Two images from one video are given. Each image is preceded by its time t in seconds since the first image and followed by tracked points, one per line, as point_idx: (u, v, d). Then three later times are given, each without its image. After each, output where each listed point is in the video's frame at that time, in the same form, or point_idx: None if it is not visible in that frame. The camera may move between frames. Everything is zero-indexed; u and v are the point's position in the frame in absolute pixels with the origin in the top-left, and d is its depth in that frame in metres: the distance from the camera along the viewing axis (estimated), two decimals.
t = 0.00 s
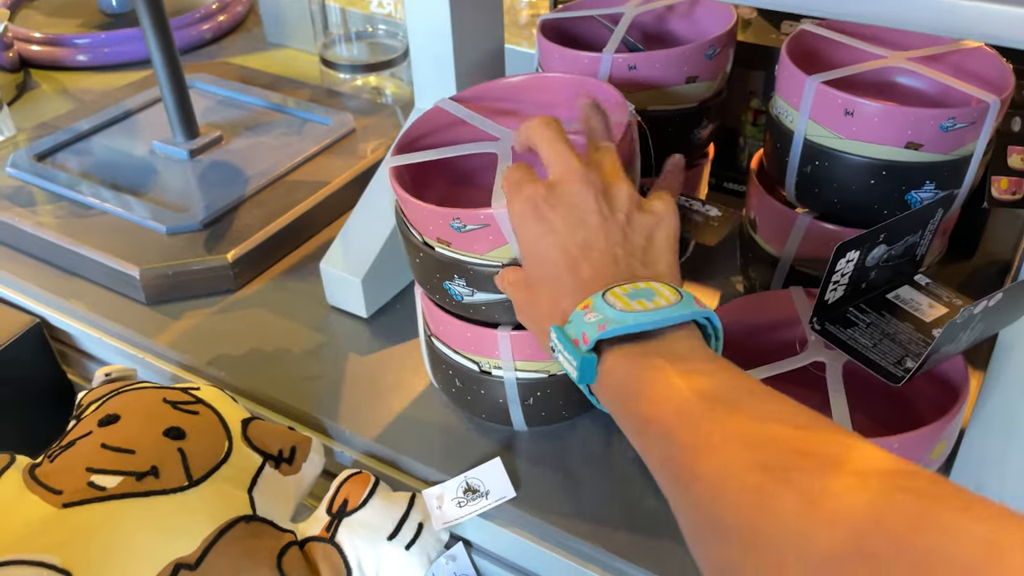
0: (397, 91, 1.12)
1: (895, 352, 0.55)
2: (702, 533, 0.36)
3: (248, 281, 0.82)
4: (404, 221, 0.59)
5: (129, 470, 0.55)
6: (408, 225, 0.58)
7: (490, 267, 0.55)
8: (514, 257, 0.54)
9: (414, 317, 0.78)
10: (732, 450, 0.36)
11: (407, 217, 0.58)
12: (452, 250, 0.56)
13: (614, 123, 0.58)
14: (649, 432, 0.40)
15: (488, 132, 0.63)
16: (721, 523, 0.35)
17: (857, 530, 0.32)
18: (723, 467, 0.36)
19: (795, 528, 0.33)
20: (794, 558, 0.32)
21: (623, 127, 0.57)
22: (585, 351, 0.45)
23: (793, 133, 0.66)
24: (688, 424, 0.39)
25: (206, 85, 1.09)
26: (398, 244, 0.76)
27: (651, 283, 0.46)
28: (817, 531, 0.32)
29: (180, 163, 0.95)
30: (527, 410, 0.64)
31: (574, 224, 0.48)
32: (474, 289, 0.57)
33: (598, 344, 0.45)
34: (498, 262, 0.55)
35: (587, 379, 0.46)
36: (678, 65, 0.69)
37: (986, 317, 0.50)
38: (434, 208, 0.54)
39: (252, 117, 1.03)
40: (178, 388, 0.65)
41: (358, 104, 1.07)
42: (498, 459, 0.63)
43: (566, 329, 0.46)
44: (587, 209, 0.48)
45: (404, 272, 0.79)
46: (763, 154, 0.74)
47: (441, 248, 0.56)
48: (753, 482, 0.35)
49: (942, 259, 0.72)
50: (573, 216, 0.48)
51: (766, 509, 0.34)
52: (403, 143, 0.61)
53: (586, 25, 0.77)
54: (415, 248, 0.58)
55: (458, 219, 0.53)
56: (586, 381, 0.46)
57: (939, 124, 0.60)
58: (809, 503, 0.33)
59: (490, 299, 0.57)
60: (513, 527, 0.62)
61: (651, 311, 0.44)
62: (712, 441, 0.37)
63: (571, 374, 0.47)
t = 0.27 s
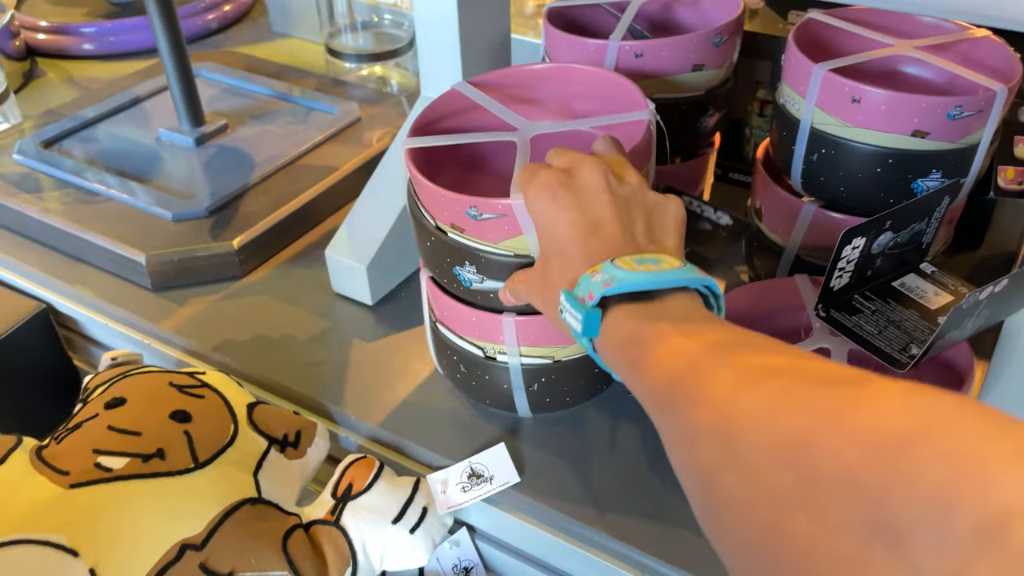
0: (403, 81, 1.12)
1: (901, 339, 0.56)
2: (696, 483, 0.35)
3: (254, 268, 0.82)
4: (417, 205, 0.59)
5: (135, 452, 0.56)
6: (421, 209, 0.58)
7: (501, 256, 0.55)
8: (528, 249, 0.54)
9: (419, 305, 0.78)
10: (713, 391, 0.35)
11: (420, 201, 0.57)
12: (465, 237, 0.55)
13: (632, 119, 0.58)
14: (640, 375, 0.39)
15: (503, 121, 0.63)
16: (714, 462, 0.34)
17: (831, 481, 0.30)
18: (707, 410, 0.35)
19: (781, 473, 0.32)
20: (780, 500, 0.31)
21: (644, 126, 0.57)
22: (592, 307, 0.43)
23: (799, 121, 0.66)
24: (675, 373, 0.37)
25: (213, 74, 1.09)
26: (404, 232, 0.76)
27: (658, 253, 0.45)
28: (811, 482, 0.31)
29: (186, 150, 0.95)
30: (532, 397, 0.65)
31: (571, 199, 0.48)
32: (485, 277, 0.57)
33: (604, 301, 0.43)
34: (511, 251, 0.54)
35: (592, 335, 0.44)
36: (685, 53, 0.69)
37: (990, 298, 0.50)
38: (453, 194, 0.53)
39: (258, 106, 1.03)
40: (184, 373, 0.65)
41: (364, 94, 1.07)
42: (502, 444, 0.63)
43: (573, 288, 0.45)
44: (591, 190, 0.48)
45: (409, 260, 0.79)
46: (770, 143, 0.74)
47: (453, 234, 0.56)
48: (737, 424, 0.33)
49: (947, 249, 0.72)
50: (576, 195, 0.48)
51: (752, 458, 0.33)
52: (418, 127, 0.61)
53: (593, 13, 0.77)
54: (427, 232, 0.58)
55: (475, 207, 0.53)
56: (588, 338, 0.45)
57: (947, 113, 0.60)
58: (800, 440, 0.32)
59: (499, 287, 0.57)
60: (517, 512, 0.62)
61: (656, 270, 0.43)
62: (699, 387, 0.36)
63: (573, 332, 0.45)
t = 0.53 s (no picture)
0: (410, 70, 1.12)
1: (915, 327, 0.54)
2: (784, 439, 0.33)
3: (259, 255, 0.82)
4: (438, 143, 0.56)
5: (139, 438, 0.55)
6: (441, 148, 0.55)
7: (515, 212, 0.52)
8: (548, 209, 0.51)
9: (425, 293, 0.77)
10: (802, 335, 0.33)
11: (442, 139, 0.55)
12: (484, 185, 0.53)
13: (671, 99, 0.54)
14: (714, 320, 0.37)
15: (539, 79, 0.61)
16: (810, 413, 0.32)
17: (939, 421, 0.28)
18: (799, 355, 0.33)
19: (886, 417, 0.29)
20: (887, 450, 0.29)
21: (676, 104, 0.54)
22: (662, 234, 0.40)
23: (811, 107, 0.65)
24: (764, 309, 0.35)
25: (219, 62, 1.09)
26: (411, 219, 0.76)
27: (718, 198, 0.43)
28: (923, 419, 0.28)
29: (191, 138, 0.94)
30: (539, 385, 0.64)
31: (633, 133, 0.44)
32: (496, 232, 0.54)
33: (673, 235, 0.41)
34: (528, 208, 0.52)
35: (650, 264, 0.41)
36: (696, 38, 0.68)
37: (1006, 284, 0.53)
38: (481, 135, 0.51)
39: (264, 94, 1.03)
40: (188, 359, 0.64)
41: (371, 82, 1.07)
42: (509, 433, 0.63)
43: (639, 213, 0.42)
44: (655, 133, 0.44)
45: (416, 248, 0.78)
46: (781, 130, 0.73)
47: (473, 181, 0.53)
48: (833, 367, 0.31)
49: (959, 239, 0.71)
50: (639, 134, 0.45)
51: (858, 403, 0.30)
52: (454, 63, 0.60)
53: None
54: (445, 174, 0.55)
55: (504, 154, 0.50)
56: (645, 266, 0.41)
57: (962, 98, 0.59)
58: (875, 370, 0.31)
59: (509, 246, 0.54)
60: (524, 501, 0.62)
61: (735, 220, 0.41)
62: (788, 330, 0.34)
63: (630, 258, 0.41)
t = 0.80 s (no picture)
0: (412, 65, 1.11)
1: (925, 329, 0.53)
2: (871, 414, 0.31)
3: (260, 252, 0.81)
4: (506, 45, 0.51)
5: (137, 438, 0.54)
6: (510, 54, 0.51)
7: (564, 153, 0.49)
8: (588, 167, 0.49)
9: (428, 291, 0.76)
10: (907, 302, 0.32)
11: (514, 46, 0.50)
12: (544, 113, 0.49)
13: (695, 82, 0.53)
14: (806, 281, 0.35)
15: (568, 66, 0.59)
16: (914, 384, 0.30)
17: None
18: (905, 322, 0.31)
19: (992, 390, 0.28)
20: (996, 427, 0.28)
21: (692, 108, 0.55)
22: (765, 183, 0.39)
23: (820, 103, 0.64)
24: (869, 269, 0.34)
25: (220, 57, 1.08)
26: (413, 216, 0.75)
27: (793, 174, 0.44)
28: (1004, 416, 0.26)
29: (192, 134, 0.93)
30: (543, 385, 0.63)
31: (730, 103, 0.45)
32: (536, 167, 0.50)
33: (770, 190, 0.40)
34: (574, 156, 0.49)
35: (741, 209, 0.39)
36: (703, 32, 0.67)
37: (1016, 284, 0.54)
38: (567, 61, 0.47)
39: (265, 89, 1.02)
40: (187, 358, 0.63)
41: (373, 77, 1.06)
42: (512, 433, 0.62)
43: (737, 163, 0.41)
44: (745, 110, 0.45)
45: (419, 245, 0.78)
46: (789, 126, 0.72)
47: (534, 105, 0.49)
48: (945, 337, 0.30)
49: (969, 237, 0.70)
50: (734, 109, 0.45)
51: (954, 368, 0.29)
52: None
53: None
54: (505, 86, 0.51)
55: (584, 89, 0.47)
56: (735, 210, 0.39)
57: (974, 94, 0.58)
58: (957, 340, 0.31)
59: (544, 187, 0.50)
60: (527, 503, 0.61)
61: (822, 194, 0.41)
62: (891, 296, 0.33)
63: (722, 199, 0.40)
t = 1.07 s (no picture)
0: (412, 63, 1.10)
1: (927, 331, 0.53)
2: (916, 404, 0.31)
3: (259, 252, 0.81)
4: (510, 47, 0.51)
5: (133, 440, 0.54)
6: (513, 58, 0.50)
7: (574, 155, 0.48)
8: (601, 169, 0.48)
9: (427, 291, 0.76)
10: (950, 293, 0.32)
11: (519, 48, 0.50)
12: (555, 114, 0.48)
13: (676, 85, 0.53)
14: (849, 272, 0.35)
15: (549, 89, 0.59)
16: (964, 377, 0.30)
17: None
18: (951, 313, 0.31)
19: None
20: None
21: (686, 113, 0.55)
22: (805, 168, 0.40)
23: (822, 102, 0.64)
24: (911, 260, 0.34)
25: (219, 55, 1.07)
26: (412, 215, 0.74)
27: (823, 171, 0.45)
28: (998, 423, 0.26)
29: (191, 132, 0.93)
30: (542, 386, 0.63)
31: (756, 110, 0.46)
32: (548, 168, 0.50)
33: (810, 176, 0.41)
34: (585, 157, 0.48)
35: (780, 195, 0.40)
36: (704, 30, 0.67)
37: None
38: (575, 60, 0.47)
39: (264, 87, 1.01)
40: (184, 358, 0.63)
41: (372, 75, 1.05)
42: (511, 434, 0.61)
43: (773, 150, 0.42)
44: (774, 116, 0.46)
45: (418, 244, 0.77)
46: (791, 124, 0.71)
47: (544, 106, 0.49)
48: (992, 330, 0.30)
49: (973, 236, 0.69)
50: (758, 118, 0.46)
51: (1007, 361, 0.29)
52: None
53: None
54: (512, 87, 0.50)
55: (597, 89, 0.46)
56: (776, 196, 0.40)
57: (978, 93, 0.57)
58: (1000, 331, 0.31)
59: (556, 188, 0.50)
60: (526, 505, 0.60)
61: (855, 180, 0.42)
62: (936, 285, 0.32)
63: (763, 185, 0.40)
